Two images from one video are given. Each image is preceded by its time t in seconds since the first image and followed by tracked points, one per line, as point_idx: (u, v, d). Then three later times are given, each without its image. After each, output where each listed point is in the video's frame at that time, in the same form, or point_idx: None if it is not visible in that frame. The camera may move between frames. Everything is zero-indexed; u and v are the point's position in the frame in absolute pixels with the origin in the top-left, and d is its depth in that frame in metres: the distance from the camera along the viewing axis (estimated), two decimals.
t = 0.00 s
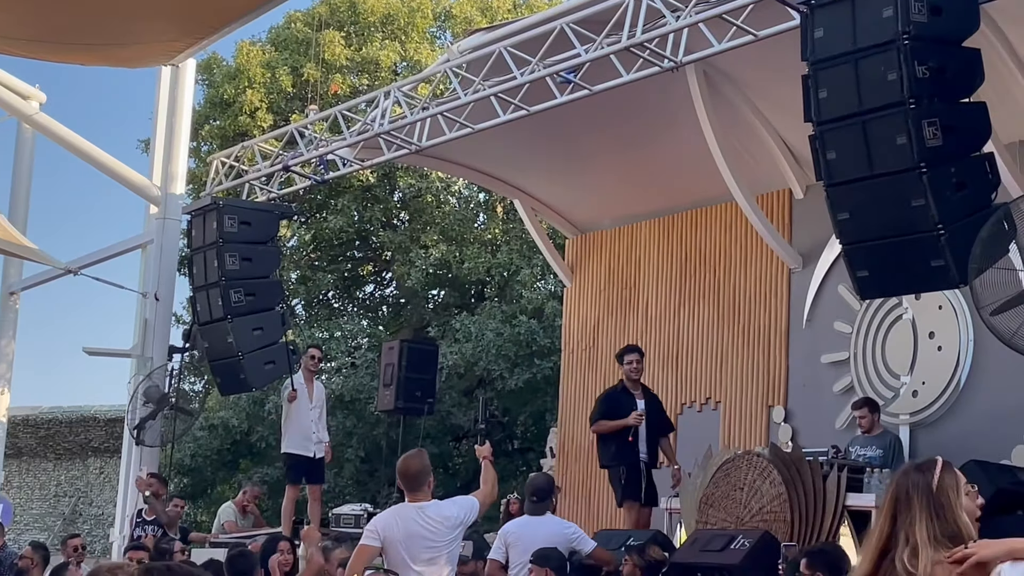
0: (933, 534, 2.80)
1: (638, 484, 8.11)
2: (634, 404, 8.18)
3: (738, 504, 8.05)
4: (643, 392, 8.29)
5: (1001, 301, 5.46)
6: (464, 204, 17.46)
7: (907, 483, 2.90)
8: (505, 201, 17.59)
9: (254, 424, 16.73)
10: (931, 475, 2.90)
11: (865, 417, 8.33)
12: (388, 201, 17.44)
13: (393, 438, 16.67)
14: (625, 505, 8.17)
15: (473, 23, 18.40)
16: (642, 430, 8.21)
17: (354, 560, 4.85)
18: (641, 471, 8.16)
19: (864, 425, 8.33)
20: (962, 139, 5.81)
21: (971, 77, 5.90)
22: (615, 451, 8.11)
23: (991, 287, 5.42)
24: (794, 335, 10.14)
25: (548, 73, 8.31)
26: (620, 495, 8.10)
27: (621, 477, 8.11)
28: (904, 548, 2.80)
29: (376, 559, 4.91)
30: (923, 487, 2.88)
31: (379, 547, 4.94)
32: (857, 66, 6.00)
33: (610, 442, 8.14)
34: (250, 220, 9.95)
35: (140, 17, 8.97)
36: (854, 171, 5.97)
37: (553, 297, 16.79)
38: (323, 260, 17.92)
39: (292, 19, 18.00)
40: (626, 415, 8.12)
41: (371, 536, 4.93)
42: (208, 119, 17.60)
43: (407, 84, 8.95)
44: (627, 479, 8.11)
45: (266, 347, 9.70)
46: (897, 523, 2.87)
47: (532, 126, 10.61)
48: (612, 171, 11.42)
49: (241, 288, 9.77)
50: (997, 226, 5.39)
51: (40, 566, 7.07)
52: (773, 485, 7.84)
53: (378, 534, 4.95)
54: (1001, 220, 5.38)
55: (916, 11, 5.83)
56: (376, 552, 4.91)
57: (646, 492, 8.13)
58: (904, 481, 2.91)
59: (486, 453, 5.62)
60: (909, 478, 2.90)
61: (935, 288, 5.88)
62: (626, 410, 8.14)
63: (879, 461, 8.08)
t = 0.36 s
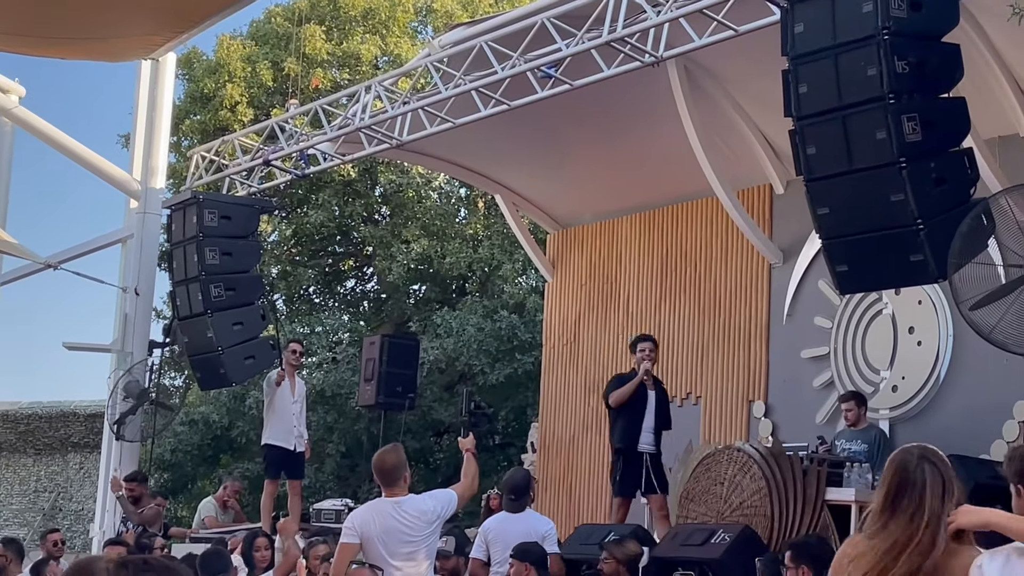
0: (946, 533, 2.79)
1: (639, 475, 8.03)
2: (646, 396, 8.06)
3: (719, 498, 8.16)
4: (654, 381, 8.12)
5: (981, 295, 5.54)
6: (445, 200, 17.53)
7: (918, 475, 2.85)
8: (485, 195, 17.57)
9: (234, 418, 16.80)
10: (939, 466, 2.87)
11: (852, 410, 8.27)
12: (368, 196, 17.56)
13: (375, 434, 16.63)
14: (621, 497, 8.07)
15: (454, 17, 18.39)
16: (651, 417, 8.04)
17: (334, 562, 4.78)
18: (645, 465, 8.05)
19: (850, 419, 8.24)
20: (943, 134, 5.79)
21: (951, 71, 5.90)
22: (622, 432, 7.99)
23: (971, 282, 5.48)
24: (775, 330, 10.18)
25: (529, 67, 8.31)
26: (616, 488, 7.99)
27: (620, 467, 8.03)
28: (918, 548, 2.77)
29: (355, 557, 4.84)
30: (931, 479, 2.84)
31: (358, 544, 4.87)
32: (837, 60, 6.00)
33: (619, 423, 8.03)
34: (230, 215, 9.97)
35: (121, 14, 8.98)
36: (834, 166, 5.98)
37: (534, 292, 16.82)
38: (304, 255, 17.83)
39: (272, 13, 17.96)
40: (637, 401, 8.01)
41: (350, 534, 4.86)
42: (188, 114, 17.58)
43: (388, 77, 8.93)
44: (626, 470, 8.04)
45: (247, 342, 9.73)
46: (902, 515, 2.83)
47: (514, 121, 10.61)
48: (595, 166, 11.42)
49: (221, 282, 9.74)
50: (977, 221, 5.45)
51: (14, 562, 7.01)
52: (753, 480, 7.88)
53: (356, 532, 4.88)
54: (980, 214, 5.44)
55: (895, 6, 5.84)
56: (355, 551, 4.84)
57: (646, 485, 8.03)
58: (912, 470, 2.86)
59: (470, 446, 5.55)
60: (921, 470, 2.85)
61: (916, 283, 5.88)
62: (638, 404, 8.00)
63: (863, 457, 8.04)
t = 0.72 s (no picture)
0: (917, 530, 2.89)
1: (659, 471, 7.96)
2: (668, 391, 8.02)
3: (703, 494, 8.11)
4: (677, 376, 8.11)
5: (965, 291, 5.52)
6: (430, 194, 17.57)
7: (893, 471, 2.94)
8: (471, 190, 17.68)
9: (219, 413, 16.71)
10: (914, 463, 2.96)
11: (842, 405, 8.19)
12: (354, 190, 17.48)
13: (360, 428, 16.65)
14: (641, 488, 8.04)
15: (440, 12, 18.43)
16: (674, 412, 8.02)
17: (317, 558, 4.78)
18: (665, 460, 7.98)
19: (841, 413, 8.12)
20: (926, 129, 5.81)
21: (935, 68, 5.92)
22: (645, 425, 7.95)
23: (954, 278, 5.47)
24: (760, 325, 10.21)
25: (515, 62, 8.31)
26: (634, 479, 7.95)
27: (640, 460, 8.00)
28: (890, 545, 2.87)
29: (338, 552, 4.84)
30: (907, 478, 2.93)
31: (341, 539, 4.87)
32: (821, 56, 6.02)
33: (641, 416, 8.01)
34: (215, 210, 9.95)
35: (108, 8, 8.95)
36: (818, 162, 5.99)
37: (520, 287, 16.95)
38: (289, 250, 17.79)
39: (257, 8, 17.92)
40: (658, 395, 7.98)
41: (331, 530, 4.85)
42: (173, 108, 17.52)
43: (374, 72, 8.93)
44: (647, 463, 7.99)
45: (231, 337, 9.70)
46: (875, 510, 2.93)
47: (500, 117, 10.62)
48: (582, 162, 11.43)
49: (206, 276, 9.75)
50: (960, 217, 5.48)
51: None
52: (738, 476, 7.85)
53: (338, 527, 4.87)
54: (963, 210, 5.47)
55: (880, 3, 5.85)
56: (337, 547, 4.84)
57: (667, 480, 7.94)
58: (888, 467, 2.95)
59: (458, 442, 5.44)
60: (896, 467, 2.94)
61: (900, 279, 5.89)
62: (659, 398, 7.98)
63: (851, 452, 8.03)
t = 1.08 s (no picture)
0: (904, 529, 2.89)
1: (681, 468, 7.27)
2: (682, 383, 7.34)
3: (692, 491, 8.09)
4: (693, 368, 7.41)
5: (953, 288, 5.52)
6: (420, 190, 17.58)
7: (879, 470, 2.94)
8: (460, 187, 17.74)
9: (208, 409, 16.81)
10: (904, 461, 2.96)
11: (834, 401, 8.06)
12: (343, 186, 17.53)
13: (349, 425, 16.67)
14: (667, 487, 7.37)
15: (430, 8, 18.49)
16: (691, 406, 7.32)
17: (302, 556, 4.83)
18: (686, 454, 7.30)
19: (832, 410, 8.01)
20: (915, 127, 5.80)
21: (924, 66, 5.92)
22: (662, 419, 7.27)
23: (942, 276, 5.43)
24: (748, 323, 10.22)
25: (503, 59, 8.31)
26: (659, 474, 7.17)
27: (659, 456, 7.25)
28: (880, 545, 2.88)
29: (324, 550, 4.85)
30: (896, 476, 2.93)
31: (327, 537, 4.87)
32: (810, 54, 6.02)
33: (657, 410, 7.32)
34: (204, 205, 9.98)
35: (97, 3, 8.91)
36: (806, 159, 6.00)
37: (509, 283, 16.97)
38: (278, 246, 17.78)
39: (246, 4, 17.90)
40: (673, 389, 7.29)
41: (317, 528, 4.87)
42: (162, 104, 17.49)
43: (362, 69, 8.94)
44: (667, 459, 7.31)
45: (219, 333, 9.73)
46: (862, 509, 2.95)
47: (489, 113, 10.61)
48: (572, 159, 11.43)
49: (195, 272, 9.74)
50: (947, 214, 5.46)
51: None
52: (726, 472, 7.86)
53: (323, 525, 4.88)
54: (951, 208, 5.46)
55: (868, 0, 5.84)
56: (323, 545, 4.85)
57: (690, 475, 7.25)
58: (875, 465, 2.95)
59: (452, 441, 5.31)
60: (884, 466, 2.95)
61: (887, 276, 5.90)
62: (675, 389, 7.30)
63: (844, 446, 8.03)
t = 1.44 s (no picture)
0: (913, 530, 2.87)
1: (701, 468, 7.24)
2: (698, 382, 7.31)
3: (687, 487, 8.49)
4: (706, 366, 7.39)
5: (944, 287, 5.55)
6: (413, 189, 17.51)
7: (891, 470, 2.91)
8: (453, 185, 17.69)
9: (200, 407, 16.80)
10: (918, 463, 2.93)
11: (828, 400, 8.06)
12: (335, 184, 17.53)
13: (341, 423, 16.67)
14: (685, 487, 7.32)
15: (422, 7, 18.47)
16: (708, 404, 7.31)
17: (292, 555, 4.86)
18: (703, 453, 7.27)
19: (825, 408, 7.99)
20: (906, 126, 5.82)
21: (915, 65, 5.93)
22: (679, 422, 7.26)
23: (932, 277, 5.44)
24: (740, 321, 10.24)
25: (495, 58, 8.30)
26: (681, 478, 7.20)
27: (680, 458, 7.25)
28: (888, 544, 2.86)
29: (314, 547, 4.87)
30: (907, 476, 2.90)
31: (316, 535, 4.89)
32: (802, 53, 6.03)
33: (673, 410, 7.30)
34: (196, 203, 9.98)
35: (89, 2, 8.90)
36: (798, 158, 6.00)
37: (501, 281, 16.97)
38: (270, 244, 17.78)
39: (239, 2, 17.87)
40: (689, 389, 7.26)
41: (307, 526, 4.89)
42: (154, 102, 17.48)
43: (355, 67, 8.94)
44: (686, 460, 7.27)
45: (211, 331, 9.73)
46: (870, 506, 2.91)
47: (482, 112, 10.62)
48: (565, 157, 11.45)
49: (187, 270, 9.74)
50: (940, 212, 5.43)
51: None
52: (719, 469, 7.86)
53: (313, 523, 4.89)
54: (943, 206, 5.42)
55: None
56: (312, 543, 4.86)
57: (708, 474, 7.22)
58: (888, 465, 2.92)
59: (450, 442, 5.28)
60: (898, 466, 2.91)
61: (879, 275, 5.90)
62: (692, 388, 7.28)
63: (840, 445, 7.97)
